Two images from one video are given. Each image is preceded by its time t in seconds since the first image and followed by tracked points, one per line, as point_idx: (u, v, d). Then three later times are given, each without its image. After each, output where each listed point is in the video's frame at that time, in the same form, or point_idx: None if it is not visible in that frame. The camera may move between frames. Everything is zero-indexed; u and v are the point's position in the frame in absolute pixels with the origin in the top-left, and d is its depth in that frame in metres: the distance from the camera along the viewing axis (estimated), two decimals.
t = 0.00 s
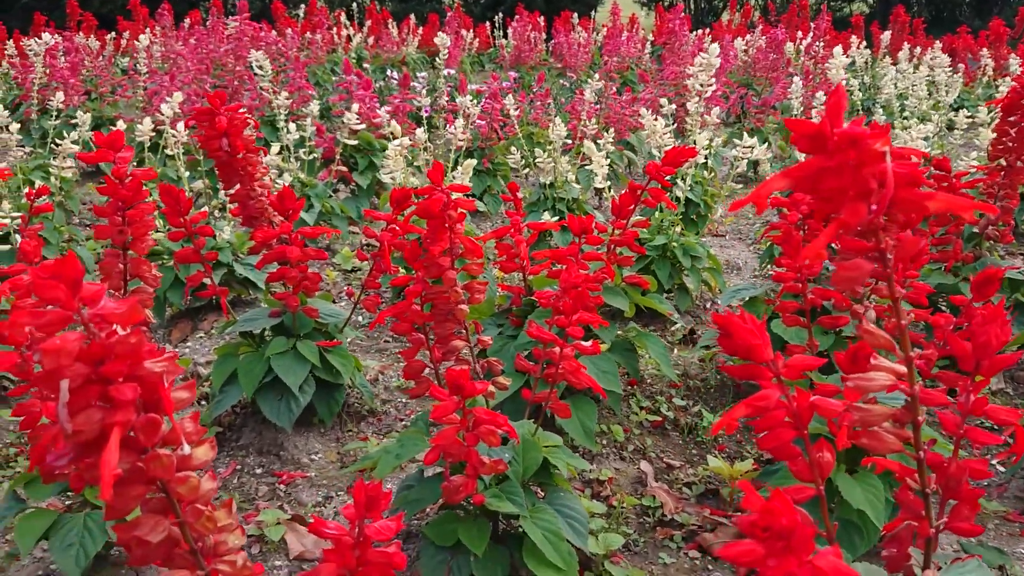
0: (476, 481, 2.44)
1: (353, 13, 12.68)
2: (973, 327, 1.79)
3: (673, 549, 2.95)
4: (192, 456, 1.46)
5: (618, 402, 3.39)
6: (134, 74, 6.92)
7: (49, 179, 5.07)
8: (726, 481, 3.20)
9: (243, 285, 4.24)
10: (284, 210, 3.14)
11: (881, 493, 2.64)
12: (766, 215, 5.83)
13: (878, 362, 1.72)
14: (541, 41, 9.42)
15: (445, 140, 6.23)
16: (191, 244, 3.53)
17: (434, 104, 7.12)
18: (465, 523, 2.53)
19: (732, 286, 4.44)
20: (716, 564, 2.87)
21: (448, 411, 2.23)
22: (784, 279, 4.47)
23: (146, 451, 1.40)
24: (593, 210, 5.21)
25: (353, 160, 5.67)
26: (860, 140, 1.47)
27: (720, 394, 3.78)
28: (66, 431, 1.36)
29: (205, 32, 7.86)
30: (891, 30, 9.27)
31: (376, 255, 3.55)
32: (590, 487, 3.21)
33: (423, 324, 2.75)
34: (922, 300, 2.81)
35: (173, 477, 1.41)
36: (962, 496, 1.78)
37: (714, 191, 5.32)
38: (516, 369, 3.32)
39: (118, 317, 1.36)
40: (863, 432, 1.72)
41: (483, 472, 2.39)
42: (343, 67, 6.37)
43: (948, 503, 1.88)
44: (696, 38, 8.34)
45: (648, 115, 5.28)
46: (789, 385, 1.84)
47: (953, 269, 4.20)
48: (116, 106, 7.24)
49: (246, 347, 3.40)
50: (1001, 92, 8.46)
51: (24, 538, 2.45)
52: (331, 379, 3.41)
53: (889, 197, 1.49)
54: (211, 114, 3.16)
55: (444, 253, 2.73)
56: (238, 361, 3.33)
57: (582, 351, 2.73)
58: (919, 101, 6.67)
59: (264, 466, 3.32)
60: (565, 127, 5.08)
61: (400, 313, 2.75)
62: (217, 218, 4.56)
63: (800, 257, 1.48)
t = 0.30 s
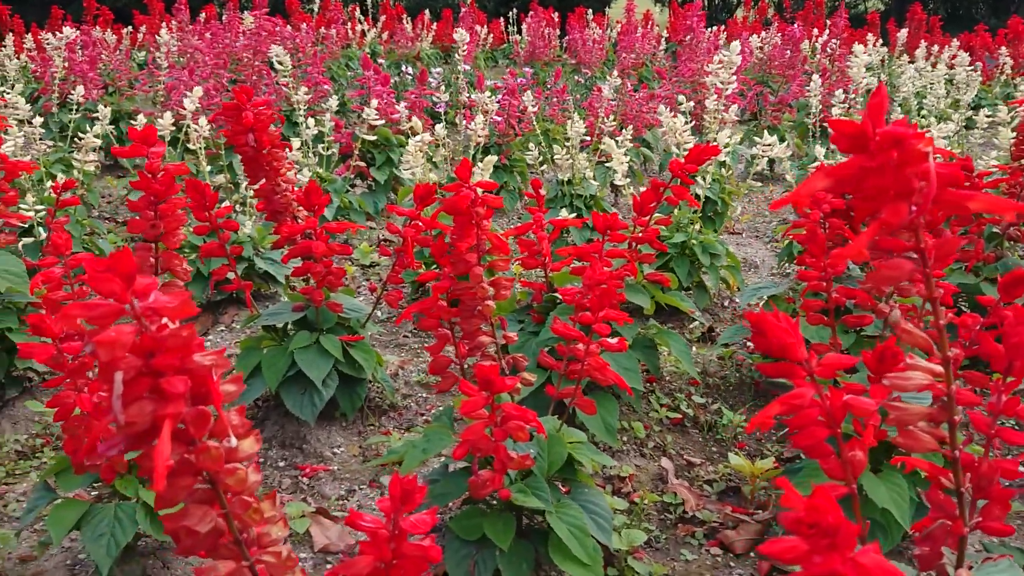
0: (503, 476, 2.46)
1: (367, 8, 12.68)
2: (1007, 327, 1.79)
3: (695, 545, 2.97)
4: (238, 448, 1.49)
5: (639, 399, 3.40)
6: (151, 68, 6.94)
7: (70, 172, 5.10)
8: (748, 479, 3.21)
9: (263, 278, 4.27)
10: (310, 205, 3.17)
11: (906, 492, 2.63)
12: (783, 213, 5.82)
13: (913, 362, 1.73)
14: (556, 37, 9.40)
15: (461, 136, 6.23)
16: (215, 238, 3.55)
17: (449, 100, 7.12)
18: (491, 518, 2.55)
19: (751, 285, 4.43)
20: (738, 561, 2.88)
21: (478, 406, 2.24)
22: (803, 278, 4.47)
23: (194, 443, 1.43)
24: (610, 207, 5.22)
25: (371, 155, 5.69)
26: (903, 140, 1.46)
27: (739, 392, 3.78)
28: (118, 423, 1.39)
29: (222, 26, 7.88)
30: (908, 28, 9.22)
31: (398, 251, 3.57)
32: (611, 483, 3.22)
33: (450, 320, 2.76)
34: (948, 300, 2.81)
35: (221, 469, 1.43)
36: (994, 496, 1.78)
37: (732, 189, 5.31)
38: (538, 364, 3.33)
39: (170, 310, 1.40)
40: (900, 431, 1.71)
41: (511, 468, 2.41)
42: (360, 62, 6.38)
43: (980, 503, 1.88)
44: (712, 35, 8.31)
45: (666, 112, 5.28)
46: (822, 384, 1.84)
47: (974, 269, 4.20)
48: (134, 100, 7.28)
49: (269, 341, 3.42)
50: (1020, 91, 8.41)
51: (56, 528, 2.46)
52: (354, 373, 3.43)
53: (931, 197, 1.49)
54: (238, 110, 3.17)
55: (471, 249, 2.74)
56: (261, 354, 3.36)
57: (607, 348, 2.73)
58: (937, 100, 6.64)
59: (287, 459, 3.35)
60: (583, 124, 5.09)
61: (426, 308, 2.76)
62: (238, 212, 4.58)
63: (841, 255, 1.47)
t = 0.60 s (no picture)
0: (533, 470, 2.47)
1: (381, 4, 12.71)
2: None
3: (720, 542, 2.97)
4: (287, 438, 1.49)
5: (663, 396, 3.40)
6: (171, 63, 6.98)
7: (93, 166, 5.14)
8: (773, 476, 3.21)
9: (286, 273, 4.29)
10: (338, 200, 3.18)
11: (936, 491, 2.64)
12: (802, 211, 5.80)
13: (956, 359, 1.71)
14: (571, 34, 9.40)
15: (480, 133, 6.24)
16: (241, 232, 3.57)
17: (467, 97, 7.14)
18: (519, 512, 2.56)
19: (772, 283, 4.43)
20: (763, 558, 2.88)
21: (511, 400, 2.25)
22: (825, 277, 4.46)
23: (246, 433, 1.44)
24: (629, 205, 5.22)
25: (390, 151, 5.70)
26: (955, 138, 1.38)
27: (762, 390, 3.78)
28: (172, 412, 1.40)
29: (240, 22, 7.91)
30: (926, 27, 9.17)
31: (423, 246, 3.58)
32: (636, 479, 3.23)
33: (479, 315, 2.76)
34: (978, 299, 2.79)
35: (272, 458, 1.44)
36: None
37: (752, 187, 5.29)
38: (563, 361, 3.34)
39: (222, 301, 1.39)
40: (942, 429, 1.69)
41: (542, 462, 2.41)
42: (379, 58, 6.39)
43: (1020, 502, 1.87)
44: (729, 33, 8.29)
45: (686, 110, 5.27)
46: (863, 381, 1.82)
47: (999, 269, 4.18)
48: (153, 95, 7.32)
49: (295, 335, 3.44)
50: None
51: (90, 517, 2.48)
52: (379, 368, 3.44)
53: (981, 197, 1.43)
54: (267, 104, 3.18)
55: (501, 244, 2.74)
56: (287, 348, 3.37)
57: (637, 344, 2.73)
58: (958, 98, 6.60)
59: (312, 452, 3.37)
60: (603, 121, 5.09)
61: (456, 303, 2.76)
62: (260, 207, 4.61)
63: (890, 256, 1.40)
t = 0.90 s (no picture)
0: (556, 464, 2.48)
1: (395, 3, 12.74)
2: None
3: (739, 538, 2.98)
4: (324, 425, 1.52)
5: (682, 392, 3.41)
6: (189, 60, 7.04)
7: (114, 161, 5.19)
8: (791, 473, 3.22)
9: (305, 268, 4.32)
10: (361, 195, 3.21)
11: (958, 489, 2.64)
12: (819, 211, 5.79)
13: (986, 352, 1.68)
14: (585, 33, 9.42)
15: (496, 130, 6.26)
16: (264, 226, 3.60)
17: (483, 94, 7.17)
18: (542, 505, 2.58)
19: (790, 281, 4.43)
20: (783, 554, 2.89)
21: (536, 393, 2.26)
22: (843, 276, 4.46)
23: (285, 419, 1.46)
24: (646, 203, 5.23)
25: (407, 148, 5.73)
26: (989, 132, 1.33)
27: (780, 388, 3.79)
28: (213, 397, 1.43)
29: (257, 20, 7.97)
30: (943, 27, 9.14)
31: (443, 242, 3.60)
32: (654, 475, 3.24)
33: (501, 310, 2.78)
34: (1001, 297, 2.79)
35: (310, 444, 1.47)
36: None
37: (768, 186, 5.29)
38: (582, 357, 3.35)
39: (263, 288, 1.42)
40: (971, 422, 1.67)
41: (565, 455, 2.42)
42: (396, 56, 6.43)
43: None
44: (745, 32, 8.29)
45: (703, 108, 5.28)
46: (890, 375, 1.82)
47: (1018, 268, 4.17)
48: (171, 92, 7.38)
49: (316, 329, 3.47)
50: None
51: (118, 505, 2.51)
52: (399, 362, 3.47)
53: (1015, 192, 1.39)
54: (291, 100, 3.21)
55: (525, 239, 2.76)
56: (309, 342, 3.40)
57: (659, 339, 2.74)
58: (976, 98, 6.58)
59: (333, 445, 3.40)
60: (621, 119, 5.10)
61: (478, 298, 2.77)
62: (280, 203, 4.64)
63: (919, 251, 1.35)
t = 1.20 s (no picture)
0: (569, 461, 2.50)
1: (407, 2, 12.78)
2: None
3: (750, 537, 2.99)
4: (344, 420, 1.55)
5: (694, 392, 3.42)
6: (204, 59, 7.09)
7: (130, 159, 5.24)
8: (803, 474, 3.22)
9: (319, 266, 4.35)
10: (376, 194, 3.23)
11: (970, 490, 2.63)
12: (831, 212, 5.78)
13: (999, 354, 1.67)
14: (597, 33, 9.42)
15: (508, 130, 6.27)
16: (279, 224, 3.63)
17: (495, 94, 7.18)
18: (554, 503, 2.59)
19: (802, 282, 4.43)
20: (794, 554, 2.89)
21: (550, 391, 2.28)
22: (855, 277, 4.45)
23: (308, 413, 1.50)
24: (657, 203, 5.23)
25: (419, 147, 5.76)
26: (1003, 136, 1.33)
27: (792, 388, 3.79)
28: (236, 392, 1.46)
29: (270, 19, 8.01)
30: (957, 27, 9.09)
31: (456, 241, 3.62)
32: (665, 474, 3.25)
33: (515, 308, 2.79)
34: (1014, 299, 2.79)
35: (331, 438, 1.50)
36: None
37: (781, 187, 5.29)
38: (594, 356, 3.37)
39: (287, 285, 1.45)
40: (983, 423, 1.66)
41: (578, 453, 2.44)
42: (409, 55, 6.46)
43: None
44: (758, 32, 8.27)
45: (715, 109, 5.28)
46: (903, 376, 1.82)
47: None
48: (186, 91, 7.44)
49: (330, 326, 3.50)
50: None
51: (136, 499, 2.54)
52: (412, 360, 3.49)
53: None
54: (308, 100, 3.24)
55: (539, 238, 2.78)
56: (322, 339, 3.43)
57: (672, 339, 2.75)
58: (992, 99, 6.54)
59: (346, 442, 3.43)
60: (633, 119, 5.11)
61: (492, 296, 2.79)
62: (294, 201, 4.68)
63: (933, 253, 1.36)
